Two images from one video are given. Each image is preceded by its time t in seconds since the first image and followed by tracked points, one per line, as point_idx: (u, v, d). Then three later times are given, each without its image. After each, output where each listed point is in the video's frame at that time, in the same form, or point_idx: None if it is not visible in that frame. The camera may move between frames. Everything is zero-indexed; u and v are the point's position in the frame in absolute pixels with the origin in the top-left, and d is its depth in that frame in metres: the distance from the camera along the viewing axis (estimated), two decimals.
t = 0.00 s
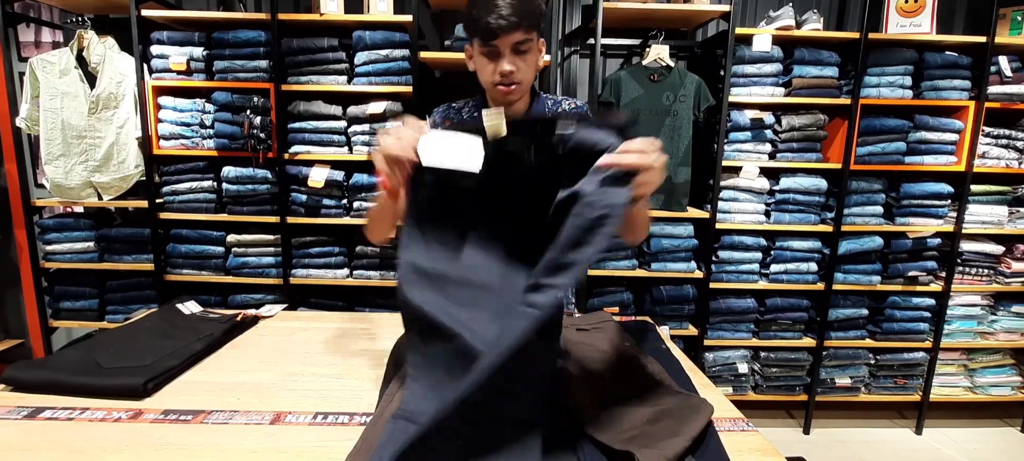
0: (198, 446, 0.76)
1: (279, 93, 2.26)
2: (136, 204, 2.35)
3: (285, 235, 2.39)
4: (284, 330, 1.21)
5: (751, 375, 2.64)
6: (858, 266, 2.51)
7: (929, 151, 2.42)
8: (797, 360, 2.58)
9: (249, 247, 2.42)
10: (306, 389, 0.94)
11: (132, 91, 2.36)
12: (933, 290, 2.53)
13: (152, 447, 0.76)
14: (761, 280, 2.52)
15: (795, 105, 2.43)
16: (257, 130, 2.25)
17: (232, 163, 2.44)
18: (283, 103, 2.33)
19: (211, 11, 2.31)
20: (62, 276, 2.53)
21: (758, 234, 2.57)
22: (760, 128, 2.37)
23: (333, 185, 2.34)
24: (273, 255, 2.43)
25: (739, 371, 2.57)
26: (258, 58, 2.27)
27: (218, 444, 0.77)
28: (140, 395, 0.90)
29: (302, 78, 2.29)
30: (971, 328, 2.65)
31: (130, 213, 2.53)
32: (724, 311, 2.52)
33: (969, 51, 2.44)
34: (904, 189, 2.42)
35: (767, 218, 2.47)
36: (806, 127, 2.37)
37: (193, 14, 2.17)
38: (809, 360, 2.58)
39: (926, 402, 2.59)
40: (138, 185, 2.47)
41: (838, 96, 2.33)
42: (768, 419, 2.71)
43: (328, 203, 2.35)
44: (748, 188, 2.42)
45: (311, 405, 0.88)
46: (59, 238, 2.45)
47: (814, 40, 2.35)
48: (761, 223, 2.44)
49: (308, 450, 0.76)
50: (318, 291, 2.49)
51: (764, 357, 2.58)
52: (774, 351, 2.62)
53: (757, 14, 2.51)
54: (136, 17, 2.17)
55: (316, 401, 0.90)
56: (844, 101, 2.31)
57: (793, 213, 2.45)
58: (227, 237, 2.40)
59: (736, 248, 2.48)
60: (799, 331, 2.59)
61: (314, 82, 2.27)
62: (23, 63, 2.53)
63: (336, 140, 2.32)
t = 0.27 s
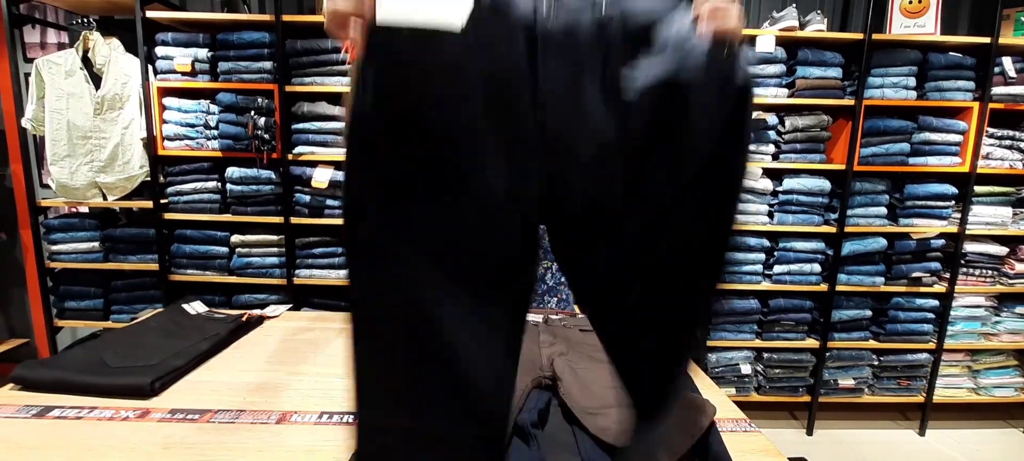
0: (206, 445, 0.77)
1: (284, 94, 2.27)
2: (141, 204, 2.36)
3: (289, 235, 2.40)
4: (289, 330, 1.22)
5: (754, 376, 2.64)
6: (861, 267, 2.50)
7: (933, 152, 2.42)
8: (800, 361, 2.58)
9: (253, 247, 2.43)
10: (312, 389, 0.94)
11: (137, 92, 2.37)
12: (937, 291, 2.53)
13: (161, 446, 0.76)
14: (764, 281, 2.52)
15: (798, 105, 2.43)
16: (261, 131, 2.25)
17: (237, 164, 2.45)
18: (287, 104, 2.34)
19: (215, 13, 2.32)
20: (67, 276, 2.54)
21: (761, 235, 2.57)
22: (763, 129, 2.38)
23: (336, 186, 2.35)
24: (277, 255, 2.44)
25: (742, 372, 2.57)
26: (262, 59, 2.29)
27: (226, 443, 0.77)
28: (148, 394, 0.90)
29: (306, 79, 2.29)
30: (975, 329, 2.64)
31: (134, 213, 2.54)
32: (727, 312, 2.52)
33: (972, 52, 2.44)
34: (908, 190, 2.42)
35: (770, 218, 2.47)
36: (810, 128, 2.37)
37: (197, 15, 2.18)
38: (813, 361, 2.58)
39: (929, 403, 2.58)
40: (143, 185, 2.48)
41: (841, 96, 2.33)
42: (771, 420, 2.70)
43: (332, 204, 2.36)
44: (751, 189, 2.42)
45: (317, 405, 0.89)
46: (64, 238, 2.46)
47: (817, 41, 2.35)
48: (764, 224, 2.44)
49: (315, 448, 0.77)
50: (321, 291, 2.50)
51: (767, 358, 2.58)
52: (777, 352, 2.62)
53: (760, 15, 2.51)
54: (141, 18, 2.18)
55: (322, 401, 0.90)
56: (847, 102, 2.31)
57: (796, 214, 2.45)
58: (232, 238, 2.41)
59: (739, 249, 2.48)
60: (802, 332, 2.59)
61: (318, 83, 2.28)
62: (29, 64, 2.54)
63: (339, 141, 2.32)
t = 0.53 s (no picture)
0: (212, 446, 0.77)
1: (288, 95, 2.27)
2: (147, 205, 2.37)
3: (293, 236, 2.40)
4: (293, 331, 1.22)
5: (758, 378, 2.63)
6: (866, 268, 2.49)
7: (938, 153, 2.41)
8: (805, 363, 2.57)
9: (258, 248, 2.44)
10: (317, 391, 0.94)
11: (143, 93, 2.39)
12: (943, 293, 2.52)
13: (167, 447, 0.77)
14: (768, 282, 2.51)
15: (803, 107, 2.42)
16: (265, 132, 2.25)
17: (242, 165, 2.46)
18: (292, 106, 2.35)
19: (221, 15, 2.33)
20: (74, 277, 2.56)
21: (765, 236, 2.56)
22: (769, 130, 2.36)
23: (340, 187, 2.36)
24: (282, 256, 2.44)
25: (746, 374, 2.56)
26: (267, 61, 2.30)
27: (232, 443, 0.78)
28: (154, 395, 0.91)
29: (310, 80, 2.29)
30: (981, 331, 2.62)
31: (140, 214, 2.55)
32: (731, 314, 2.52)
33: (978, 53, 2.43)
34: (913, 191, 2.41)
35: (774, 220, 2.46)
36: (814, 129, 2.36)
37: (203, 18, 2.19)
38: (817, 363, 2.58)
39: (935, 406, 2.57)
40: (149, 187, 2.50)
41: (845, 97, 2.32)
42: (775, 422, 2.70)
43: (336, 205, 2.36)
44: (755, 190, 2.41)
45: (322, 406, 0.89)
46: (70, 239, 2.48)
47: (821, 42, 2.35)
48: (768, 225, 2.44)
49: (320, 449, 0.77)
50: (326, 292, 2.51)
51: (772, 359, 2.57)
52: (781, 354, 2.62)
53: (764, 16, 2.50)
54: (146, 20, 2.19)
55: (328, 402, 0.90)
56: (852, 103, 2.30)
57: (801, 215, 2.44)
58: (236, 239, 2.42)
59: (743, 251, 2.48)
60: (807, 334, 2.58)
61: (323, 85, 2.28)
62: (36, 66, 2.56)
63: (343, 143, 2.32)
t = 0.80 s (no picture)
0: (216, 447, 0.77)
1: (292, 97, 2.28)
2: (152, 207, 2.38)
3: (297, 238, 2.41)
4: (297, 333, 1.23)
5: (763, 380, 2.62)
6: (872, 270, 2.48)
7: (944, 154, 2.39)
8: (810, 365, 2.56)
9: (262, 249, 2.44)
10: (321, 392, 0.94)
11: (148, 96, 2.40)
12: (949, 294, 2.50)
13: (171, 447, 0.77)
14: (773, 284, 2.50)
15: (807, 107, 2.41)
16: (270, 134, 2.26)
17: (246, 167, 2.47)
18: (296, 108, 2.35)
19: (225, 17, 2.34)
20: (79, 278, 2.57)
21: (770, 237, 2.55)
22: (772, 131, 2.36)
23: (344, 189, 2.36)
24: (286, 257, 2.45)
25: (751, 376, 2.55)
26: (271, 63, 2.31)
27: (236, 445, 0.78)
28: (158, 396, 0.91)
29: (314, 82, 2.30)
30: (988, 333, 2.60)
31: (145, 216, 2.57)
32: (735, 315, 2.51)
33: (984, 53, 2.41)
34: (919, 192, 2.39)
35: (779, 221, 2.45)
36: (819, 130, 2.35)
37: (208, 20, 2.20)
38: (822, 365, 2.56)
39: (941, 408, 2.55)
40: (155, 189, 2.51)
41: (850, 97, 2.31)
42: (780, 424, 2.68)
43: (340, 206, 2.37)
44: (760, 191, 2.40)
45: (326, 407, 0.89)
46: (76, 241, 2.49)
47: (825, 42, 2.34)
48: (773, 227, 2.43)
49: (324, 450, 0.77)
50: (329, 293, 2.51)
51: (777, 361, 2.56)
52: (786, 356, 2.61)
53: (768, 16, 2.50)
54: (152, 23, 2.20)
55: (331, 403, 0.90)
56: (857, 104, 2.29)
57: (806, 217, 2.43)
58: (241, 240, 2.43)
59: (748, 252, 2.47)
60: (812, 336, 2.57)
61: (326, 87, 2.29)
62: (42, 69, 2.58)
63: (347, 144, 2.33)
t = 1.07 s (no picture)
0: (216, 448, 0.77)
1: (295, 99, 2.28)
2: (155, 208, 2.39)
3: (300, 239, 2.41)
4: (299, 333, 1.23)
5: (766, 381, 2.61)
6: (876, 271, 2.47)
7: (949, 154, 2.38)
8: (814, 367, 2.55)
9: (265, 250, 2.45)
10: (322, 393, 0.94)
11: (152, 97, 2.41)
12: (954, 295, 2.49)
13: (173, 448, 0.77)
14: (777, 284, 2.49)
15: (811, 107, 2.40)
16: (272, 135, 2.26)
17: (249, 168, 2.47)
18: (299, 109, 2.36)
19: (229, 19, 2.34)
20: (83, 279, 2.58)
21: (773, 238, 2.54)
22: (776, 131, 2.36)
23: (347, 190, 2.36)
24: (288, 258, 2.45)
25: (755, 377, 2.54)
26: (274, 64, 2.31)
27: (237, 446, 0.78)
28: (160, 397, 0.91)
29: (317, 83, 2.30)
30: (994, 334, 2.58)
31: (148, 217, 2.57)
32: (739, 316, 2.50)
33: (989, 52, 2.40)
34: (924, 192, 2.38)
35: (782, 221, 2.44)
36: (822, 130, 2.34)
37: (211, 21, 2.20)
38: (827, 367, 2.55)
39: (947, 410, 2.53)
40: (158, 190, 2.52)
41: (855, 97, 2.30)
42: (784, 426, 2.67)
43: (342, 207, 2.37)
44: (763, 191, 2.38)
45: (327, 408, 0.89)
46: (80, 242, 2.50)
47: (829, 42, 2.33)
48: (777, 227, 2.41)
49: (324, 451, 0.77)
50: (332, 294, 2.51)
51: (781, 362, 2.55)
52: (790, 357, 2.60)
53: (771, 16, 2.49)
54: (155, 25, 2.21)
55: (332, 404, 0.90)
56: (861, 104, 2.28)
57: (810, 217, 2.42)
58: (243, 241, 2.43)
59: (752, 253, 2.45)
60: (816, 337, 2.56)
61: (329, 88, 2.29)
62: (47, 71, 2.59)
63: (349, 145, 2.33)
